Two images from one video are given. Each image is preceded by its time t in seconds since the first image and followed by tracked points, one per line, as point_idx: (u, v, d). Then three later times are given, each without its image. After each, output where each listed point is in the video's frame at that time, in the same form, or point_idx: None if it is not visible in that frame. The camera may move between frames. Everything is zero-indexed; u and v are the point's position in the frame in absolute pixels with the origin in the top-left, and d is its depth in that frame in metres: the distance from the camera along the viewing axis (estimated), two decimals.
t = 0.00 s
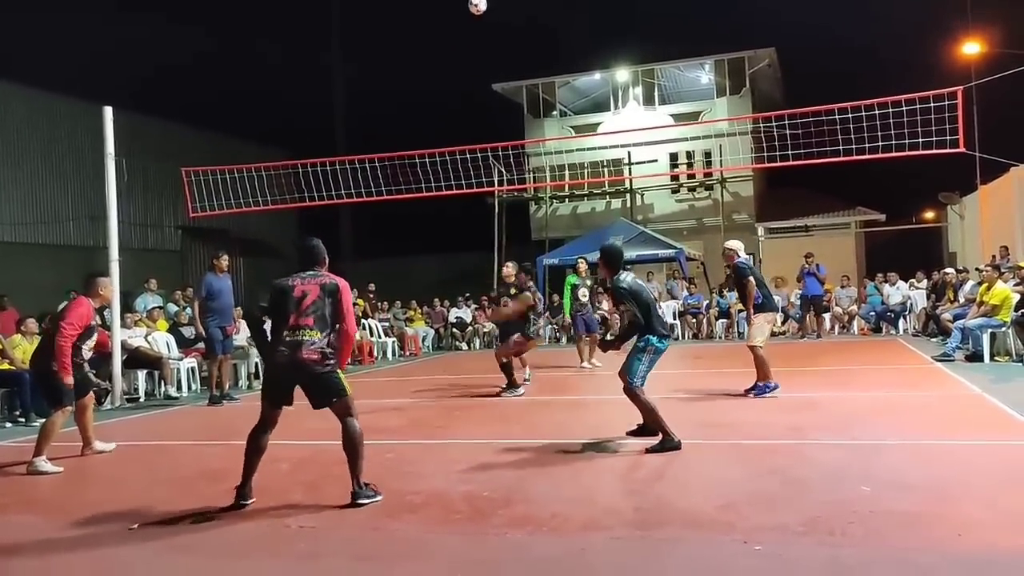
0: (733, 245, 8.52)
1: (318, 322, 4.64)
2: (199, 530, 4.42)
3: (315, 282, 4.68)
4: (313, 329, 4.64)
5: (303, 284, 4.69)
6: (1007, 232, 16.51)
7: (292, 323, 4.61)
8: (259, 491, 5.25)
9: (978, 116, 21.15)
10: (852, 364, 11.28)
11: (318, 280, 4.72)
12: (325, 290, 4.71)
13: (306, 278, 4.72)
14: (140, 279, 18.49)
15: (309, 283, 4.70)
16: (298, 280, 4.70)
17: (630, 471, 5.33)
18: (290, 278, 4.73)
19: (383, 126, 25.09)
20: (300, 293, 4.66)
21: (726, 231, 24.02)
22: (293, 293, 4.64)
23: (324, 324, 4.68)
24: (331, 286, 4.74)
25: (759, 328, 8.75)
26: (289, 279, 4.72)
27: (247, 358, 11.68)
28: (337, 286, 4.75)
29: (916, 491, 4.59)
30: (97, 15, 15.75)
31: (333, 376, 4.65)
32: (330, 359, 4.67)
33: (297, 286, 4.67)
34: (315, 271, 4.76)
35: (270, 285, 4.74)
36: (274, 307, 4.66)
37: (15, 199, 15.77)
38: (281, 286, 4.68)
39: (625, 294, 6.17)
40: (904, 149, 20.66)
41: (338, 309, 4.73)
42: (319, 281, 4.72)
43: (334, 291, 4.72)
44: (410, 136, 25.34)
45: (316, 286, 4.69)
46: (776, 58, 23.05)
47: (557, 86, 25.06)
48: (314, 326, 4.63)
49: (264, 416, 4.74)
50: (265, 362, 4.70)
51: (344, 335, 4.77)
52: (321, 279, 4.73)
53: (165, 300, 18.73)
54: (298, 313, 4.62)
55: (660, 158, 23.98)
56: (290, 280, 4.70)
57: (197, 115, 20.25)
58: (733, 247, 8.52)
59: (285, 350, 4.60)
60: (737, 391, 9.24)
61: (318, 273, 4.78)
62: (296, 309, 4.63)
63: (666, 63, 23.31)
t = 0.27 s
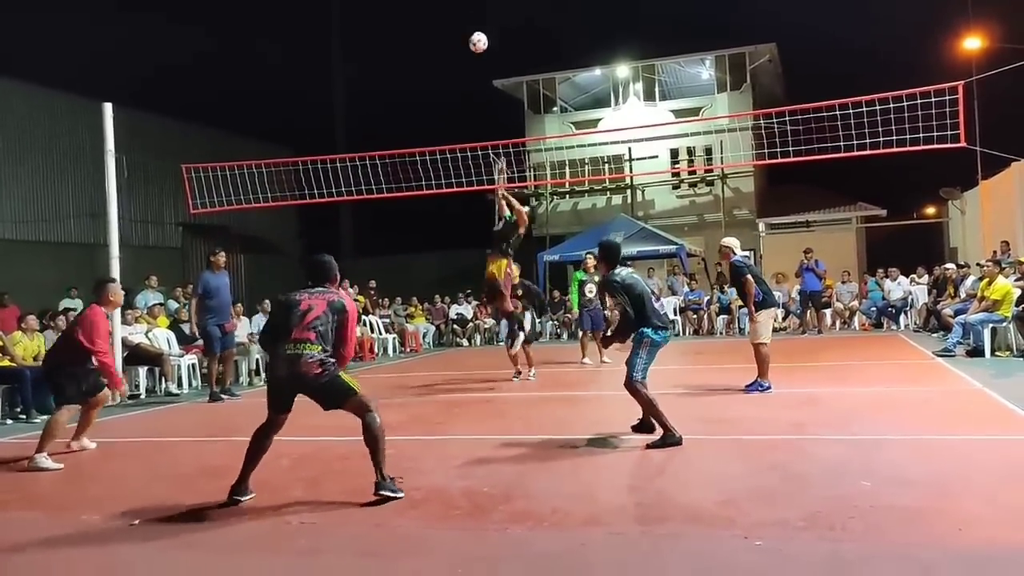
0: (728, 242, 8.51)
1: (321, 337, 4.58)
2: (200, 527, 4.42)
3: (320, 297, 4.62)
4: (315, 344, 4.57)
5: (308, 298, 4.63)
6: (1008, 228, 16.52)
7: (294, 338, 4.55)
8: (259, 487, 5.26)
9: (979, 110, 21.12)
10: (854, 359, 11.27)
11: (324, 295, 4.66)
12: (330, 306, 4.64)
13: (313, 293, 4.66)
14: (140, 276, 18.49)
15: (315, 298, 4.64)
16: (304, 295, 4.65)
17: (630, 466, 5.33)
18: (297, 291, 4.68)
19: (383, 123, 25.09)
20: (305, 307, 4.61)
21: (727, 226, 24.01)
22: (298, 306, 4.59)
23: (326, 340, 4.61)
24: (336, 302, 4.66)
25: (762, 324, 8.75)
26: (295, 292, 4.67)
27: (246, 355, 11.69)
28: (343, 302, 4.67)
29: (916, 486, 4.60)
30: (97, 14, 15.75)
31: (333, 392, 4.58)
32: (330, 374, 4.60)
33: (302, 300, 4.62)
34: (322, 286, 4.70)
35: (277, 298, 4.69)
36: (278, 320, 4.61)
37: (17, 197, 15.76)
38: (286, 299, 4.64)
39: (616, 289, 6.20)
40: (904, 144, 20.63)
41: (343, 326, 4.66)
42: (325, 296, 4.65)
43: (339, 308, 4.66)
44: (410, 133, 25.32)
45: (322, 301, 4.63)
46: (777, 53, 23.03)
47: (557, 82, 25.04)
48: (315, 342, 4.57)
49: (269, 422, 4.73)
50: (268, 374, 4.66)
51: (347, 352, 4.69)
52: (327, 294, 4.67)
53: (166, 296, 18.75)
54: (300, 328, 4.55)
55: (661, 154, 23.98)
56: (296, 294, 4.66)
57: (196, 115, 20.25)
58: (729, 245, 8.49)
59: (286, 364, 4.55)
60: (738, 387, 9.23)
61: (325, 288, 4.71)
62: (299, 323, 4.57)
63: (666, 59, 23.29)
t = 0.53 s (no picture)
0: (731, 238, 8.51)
1: (369, 317, 4.58)
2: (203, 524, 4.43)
3: (367, 279, 4.66)
4: (364, 323, 4.57)
5: (354, 280, 4.66)
6: (1009, 224, 16.51)
7: (343, 317, 4.53)
8: (262, 483, 5.26)
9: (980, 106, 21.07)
10: (855, 355, 11.27)
11: (369, 278, 4.71)
12: (376, 288, 4.69)
13: (357, 276, 4.69)
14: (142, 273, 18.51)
15: (361, 280, 4.68)
16: (349, 277, 4.67)
17: (631, 462, 5.34)
18: (340, 275, 4.70)
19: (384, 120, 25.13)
20: (351, 287, 4.63)
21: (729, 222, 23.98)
22: (345, 287, 4.60)
23: (374, 320, 4.62)
24: (381, 285, 4.72)
25: (763, 320, 8.72)
26: (340, 275, 4.69)
27: (249, 351, 11.68)
28: (388, 286, 4.74)
29: (918, 481, 4.58)
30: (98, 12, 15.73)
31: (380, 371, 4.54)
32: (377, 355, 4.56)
33: (348, 282, 4.64)
34: (365, 270, 4.75)
35: (319, 281, 4.68)
36: (324, 301, 4.58)
37: (19, 194, 15.76)
38: (332, 281, 4.64)
39: (604, 275, 6.39)
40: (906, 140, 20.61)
41: (387, 309, 4.71)
42: (371, 279, 4.70)
43: (384, 290, 4.71)
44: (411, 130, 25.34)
45: (368, 283, 4.67)
46: (779, 49, 22.98)
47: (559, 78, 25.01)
48: (366, 321, 4.57)
49: (303, 413, 4.51)
50: (309, 357, 4.56)
51: (388, 336, 4.71)
52: (373, 277, 4.72)
53: (168, 293, 18.78)
54: (349, 307, 4.55)
55: (663, 150, 23.94)
56: (341, 276, 4.67)
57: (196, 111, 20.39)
58: (731, 240, 8.48)
59: (334, 342, 4.49)
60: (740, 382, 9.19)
61: (367, 272, 4.76)
62: (346, 303, 4.57)
63: (667, 55, 23.26)
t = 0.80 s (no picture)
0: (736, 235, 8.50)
1: (408, 326, 4.19)
2: (206, 522, 4.44)
3: (400, 286, 4.29)
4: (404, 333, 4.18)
5: (387, 290, 4.28)
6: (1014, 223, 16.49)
7: (380, 327, 4.15)
8: (265, 482, 5.27)
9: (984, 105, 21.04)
10: (856, 354, 11.29)
11: (403, 286, 4.33)
12: (411, 295, 4.30)
13: (389, 286, 4.32)
14: (145, 272, 18.51)
15: (393, 289, 4.30)
16: (381, 288, 4.30)
17: (634, 462, 5.34)
18: (371, 286, 4.32)
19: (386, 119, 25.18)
20: (385, 297, 4.25)
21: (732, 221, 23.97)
22: (378, 296, 4.22)
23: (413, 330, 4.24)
24: (416, 293, 4.34)
25: (764, 319, 8.67)
26: (370, 286, 4.32)
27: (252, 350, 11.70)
28: (422, 294, 4.35)
29: (921, 481, 4.57)
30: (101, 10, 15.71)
31: (427, 383, 4.14)
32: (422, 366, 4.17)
33: (381, 292, 4.26)
34: (397, 279, 4.38)
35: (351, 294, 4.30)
36: (357, 313, 4.20)
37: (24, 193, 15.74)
38: (363, 292, 4.26)
39: (595, 293, 6.48)
40: (908, 139, 20.60)
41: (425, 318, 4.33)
42: (404, 287, 4.32)
43: (420, 299, 4.32)
44: (414, 129, 25.37)
45: (402, 291, 4.29)
46: (781, 48, 22.96)
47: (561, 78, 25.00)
48: (405, 331, 4.19)
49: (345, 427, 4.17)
50: (347, 374, 4.17)
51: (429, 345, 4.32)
52: (405, 286, 4.34)
53: (171, 292, 18.82)
54: (385, 317, 4.17)
55: (665, 149, 23.93)
56: (373, 287, 4.30)
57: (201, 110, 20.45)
58: (738, 236, 8.50)
59: (374, 355, 4.10)
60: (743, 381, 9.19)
61: (399, 281, 4.39)
62: (382, 312, 4.19)
63: (670, 54, 23.24)
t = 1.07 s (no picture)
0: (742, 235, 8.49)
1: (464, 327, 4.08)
2: (209, 523, 4.44)
3: (456, 280, 4.14)
4: (459, 334, 4.07)
5: (444, 282, 4.13)
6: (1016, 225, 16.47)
7: (437, 326, 4.03)
8: (267, 483, 5.27)
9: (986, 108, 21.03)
10: (859, 357, 11.26)
11: (459, 278, 4.18)
12: (467, 290, 4.16)
13: (445, 276, 4.16)
14: (147, 273, 18.50)
15: (449, 281, 4.15)
16: (437, 278, 4.14)
17: (637, 464, 5.33)
18: (426, 275, 4.16)
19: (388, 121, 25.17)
20: (442, 291, 4.10)
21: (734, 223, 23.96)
22: (434, 291, 4.08)
23: (468, 329, 4.12)
24: (472, 287, 4.19)
25: (764, 322, 8.65)
26: (426, 275, 4.16)
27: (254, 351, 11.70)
28: (478, 288, 4.20)
29: (923, 483, 4.56)
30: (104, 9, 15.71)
31: (478, 386, 4.06)
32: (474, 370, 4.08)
33: (437, 284, 4.11)
34: (452, 268, 4.22)
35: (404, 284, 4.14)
36: (411, 307, 4.07)
37: (27, 194, 15.74)
38: (418, 283, 4.11)
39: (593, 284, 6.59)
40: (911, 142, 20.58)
41: (481, 313, 4.19)
42: (460, 280, 4.17)
43: (475, 293, 4.18)
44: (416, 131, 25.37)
45: (457, 285, 4.14)
46: (784, 50, 22.96)
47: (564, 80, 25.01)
48: (460, 330, 4.07)
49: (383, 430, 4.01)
50: (398, 371, 4.04)
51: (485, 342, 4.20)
52: (461, 278, 4.19)
53: (172, 293, 18.82)
54: (442, 315, 4.04)
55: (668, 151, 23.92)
56: (429, 277, 4.14)
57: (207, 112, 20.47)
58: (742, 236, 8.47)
59: (430, 355, 3.98)
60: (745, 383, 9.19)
61: (454, 271, 4.23)
62: (438, 310, 4.06)
63: (672, 56, 23.25)
